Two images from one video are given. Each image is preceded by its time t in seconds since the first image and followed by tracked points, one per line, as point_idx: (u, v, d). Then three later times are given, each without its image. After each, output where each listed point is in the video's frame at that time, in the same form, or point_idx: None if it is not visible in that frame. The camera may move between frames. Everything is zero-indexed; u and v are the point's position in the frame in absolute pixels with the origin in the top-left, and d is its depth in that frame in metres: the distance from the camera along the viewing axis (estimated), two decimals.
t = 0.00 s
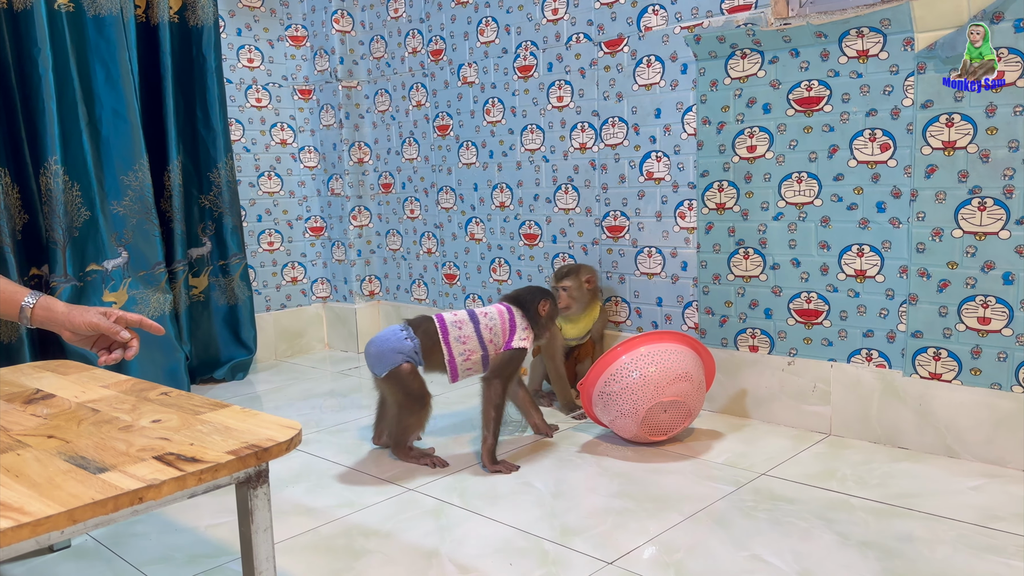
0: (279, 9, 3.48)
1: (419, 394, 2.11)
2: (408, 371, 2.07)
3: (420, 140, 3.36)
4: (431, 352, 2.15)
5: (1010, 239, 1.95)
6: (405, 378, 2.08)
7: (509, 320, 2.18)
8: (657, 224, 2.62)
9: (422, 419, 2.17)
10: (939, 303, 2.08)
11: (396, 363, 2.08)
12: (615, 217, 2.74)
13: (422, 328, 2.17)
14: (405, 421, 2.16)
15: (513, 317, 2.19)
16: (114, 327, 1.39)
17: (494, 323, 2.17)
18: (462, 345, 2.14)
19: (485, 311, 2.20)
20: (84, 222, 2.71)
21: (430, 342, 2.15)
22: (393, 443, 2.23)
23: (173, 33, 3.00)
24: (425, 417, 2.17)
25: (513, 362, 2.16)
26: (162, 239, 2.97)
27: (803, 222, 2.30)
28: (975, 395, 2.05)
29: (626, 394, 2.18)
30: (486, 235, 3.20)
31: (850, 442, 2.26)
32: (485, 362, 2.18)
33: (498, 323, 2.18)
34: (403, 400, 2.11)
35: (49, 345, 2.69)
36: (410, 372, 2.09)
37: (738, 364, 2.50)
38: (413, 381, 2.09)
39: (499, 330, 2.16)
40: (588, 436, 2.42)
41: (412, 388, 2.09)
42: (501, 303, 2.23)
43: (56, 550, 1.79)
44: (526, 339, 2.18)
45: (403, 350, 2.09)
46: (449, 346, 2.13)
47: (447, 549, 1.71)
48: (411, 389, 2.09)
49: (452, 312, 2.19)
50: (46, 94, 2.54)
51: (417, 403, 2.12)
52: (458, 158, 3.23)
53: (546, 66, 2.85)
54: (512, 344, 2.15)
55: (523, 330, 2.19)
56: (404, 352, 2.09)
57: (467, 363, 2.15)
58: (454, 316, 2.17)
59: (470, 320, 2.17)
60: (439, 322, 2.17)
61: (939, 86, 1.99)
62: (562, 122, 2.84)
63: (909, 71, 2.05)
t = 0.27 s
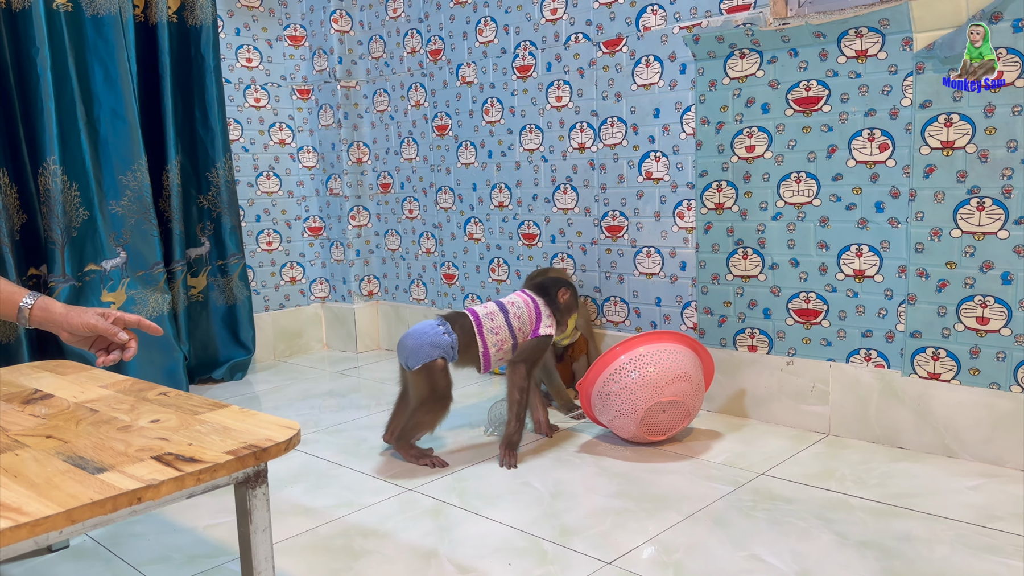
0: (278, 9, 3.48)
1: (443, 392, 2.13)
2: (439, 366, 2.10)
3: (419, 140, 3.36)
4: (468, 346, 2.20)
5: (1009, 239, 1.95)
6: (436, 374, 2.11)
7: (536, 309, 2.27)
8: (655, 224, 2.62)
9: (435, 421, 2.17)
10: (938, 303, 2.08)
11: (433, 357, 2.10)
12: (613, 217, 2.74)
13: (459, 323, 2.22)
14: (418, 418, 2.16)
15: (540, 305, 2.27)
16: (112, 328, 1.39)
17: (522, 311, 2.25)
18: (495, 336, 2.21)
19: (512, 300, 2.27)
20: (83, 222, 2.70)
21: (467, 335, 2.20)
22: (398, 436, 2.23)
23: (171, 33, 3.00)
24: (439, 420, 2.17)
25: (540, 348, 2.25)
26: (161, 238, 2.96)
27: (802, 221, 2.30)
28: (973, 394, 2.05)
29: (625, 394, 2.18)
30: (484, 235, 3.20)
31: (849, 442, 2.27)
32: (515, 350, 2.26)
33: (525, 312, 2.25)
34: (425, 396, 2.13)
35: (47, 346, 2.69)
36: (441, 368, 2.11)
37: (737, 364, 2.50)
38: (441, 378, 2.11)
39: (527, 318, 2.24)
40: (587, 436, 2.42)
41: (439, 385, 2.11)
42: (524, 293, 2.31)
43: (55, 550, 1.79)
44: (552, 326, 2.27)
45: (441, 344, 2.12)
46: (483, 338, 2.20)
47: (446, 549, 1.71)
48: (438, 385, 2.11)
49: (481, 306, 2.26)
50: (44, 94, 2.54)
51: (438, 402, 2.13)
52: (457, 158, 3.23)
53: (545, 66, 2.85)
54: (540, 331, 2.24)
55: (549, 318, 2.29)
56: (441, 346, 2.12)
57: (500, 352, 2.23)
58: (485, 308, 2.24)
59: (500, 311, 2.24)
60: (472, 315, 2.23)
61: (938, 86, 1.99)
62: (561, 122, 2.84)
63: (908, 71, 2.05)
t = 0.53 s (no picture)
0: (277, 9, 3.48)
1: (449, 390, 2.14)
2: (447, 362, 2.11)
3: (418, 140, 3.36)
4: (474, 344, 2.21)
5: (1008, 238, 1.95)
6: (444, 371, 2.12)
7: (540, 309, 2.24)
8: (655, 224, 2.62)
9: (438, 419, 2.18)
10: (937, 302, 2.08)
11: (442, 354, 2.12)
12: (613, 216, 2.74)
13: (468, 320, 2.23)
14: (422, 416, 2.17)
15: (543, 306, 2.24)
16: (110, 330, 1.39)
17: (527, 310, 2.23)
18: (500, 333, 2.21)
19: (519, 297, 2.26)
20: (82, 221, 2.70)
21: (473, 333, 2.20)
22: (399, 434, 2.23)
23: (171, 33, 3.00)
24: (443, 419, 2.18)
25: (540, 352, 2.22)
26: (160, 239, 2.96)
27: (801, 221, 2.30)
28: (972, 394, 2.05)
29: (624, 394, 2.18)
30: (484, 235, 3.20)
31: (848, 442, 2.27)
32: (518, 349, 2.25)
33: (530, 311, 2.24)
34: (431, 394, 2.14)
35: (47, 346, 2.68)
36: (449, 366, 2.13)
37: (736, 364, 2.50)
38: (449, 375, 2.13)
39: (531, 318, 2.23)
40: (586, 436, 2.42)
41: (445, 381, 2.12)
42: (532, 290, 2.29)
43: (54, 550, 1.79)
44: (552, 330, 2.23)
45: (449, 341, 2.14)
46: (488, 335, 2.20)
47: (445, 549, 1.71)
48: (445, 382, 2.13)
49: (488, 303, 2.26)
50: (44, 94, 2.54)
51: (444, 400, 2.14)
52: (456, 157, 3.23)
53: (544, 66, 2.85)
54: (543, 332, 2.22)
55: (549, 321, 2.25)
56: (450, 344, 2.14)
57: (503, 350, 2.23)
58: (492, 305, 2.24)
59: (506, 308, 2.23)
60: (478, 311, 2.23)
61: (937, 86, 2.00)
62: (560, 122, 2.84)
63: (907, 71, 2.06)
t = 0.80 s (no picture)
0: (277, 9, 3.48)
1: (439, 387, 2.13)
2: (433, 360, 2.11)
3: (418, 140, 3.36)
4: (458, 341, 2.24)
5: (1008, 238, 1.95)
6: (431, 368, 2.12)
7: (528, 310, 2.20)
8: (654, 224, 2.62)
9: (432, 417, 2.17)
10: (937, 302, 2.08)
11: (426, 351, 2.13)
12: (612, 216, 2.74)
13: (454, 318, 2.26)
14: (417, 416, 2.17)
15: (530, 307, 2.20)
16: (110, 330, 1.39)
17: (515, 310, 2.21)
18: (484, 332, 2.21)
19: (510, 297, 2.24)
20: (82, 221, 2.70)
21: (456, 329, 2.24)
22: (398, 435, 2.23)
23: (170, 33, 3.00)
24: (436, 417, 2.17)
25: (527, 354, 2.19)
26: (160, 238, 2.96)
27: (801, 222, 2.30)
28: (972, 394, 2.06)
29: (624, 394, 2.18)
30: (483, 235, 3.20)
31: (848, 442, 2.27)
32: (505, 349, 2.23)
33: (518, 311, 2.21)
34: (422, 393, 2.14)
35: (47, 346, 2.69)
36: (437, 364, 2.12)
37: (736, 364, 2.50)
38: (436, 372, 2.12)
39: (518, 319, 2.21)
40: (586, 436, 2.43)
41: (433, 379, 2.12)
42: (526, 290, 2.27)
43: (54, 550, 1.79)
44: (539, 333, 2.19)
45: (432, 338, 2.15)
46: (472, 333, 2.21)
47: (445, 549, 1.71)
48: (433, 380, 2.13)
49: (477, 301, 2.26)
50: (43, 94, 2.54)
51: (434, 398, 2.13)
52: (456, 157, 3.23)
53: (544, 66, 2.85)
54: (528, 335, 2.19)
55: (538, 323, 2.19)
56: (433, 340, 2.15)
57: (487, 349, 2.23)
58: (480, 304, 2.24)
59: (494, 308, 2.22)
60: (466, 310, 2.24)
61: (937, 86, 2.00)
62: (560, 122, 2.84)
63: (906, 71, 2.06)
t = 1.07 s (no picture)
0: (277, 9, 3.48)
1: (413, 382, 2.14)
2: (404, 357, 2.14)
3: (418, 140, 3.36)
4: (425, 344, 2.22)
5: (1008, 238, 1.95)
6: (400, 364, 2.15)
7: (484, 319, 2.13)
8: (654, 224, 2.62)
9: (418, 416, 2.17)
10: (937, 302, 2.08)
11: (392, 348, 2.17)
12: (612, 217, 2.74)
13: (421, 318, 2.24)
14: (400, 416, 2.17)
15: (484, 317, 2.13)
16: (109, 328, 1.39)
17: (475, 318, 2.15)
18: (447, 336, 2.18)
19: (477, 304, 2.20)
20: (82, 222, 2.70)
21: (421, 330, 2.21)
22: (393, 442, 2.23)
23: (170, 33, 3.00)
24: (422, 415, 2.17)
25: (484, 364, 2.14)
26: (160, 239, 2.96)
27: (801, 222, 2.30)
28: (972, 394, 2.06)
29: (624, 394, 2.18)
30: (483, 235, 3.20)
31: (847, 442, 2.27)
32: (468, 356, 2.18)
33: (478, 319, 2.15)
34: (398, 391, 2.16)
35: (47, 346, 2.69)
36: (405, 361, 2.15)
37: (736, 364, 2.50)
38: (408, 368, 2.14)
39: (476, 327, 2.14)
40: (586, 436, 2.43)
41: (406, 375, 2.14)
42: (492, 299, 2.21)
43: (53, 549, 1.79)
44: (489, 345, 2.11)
45: (399, 335, 2.18)
46: (435, 336, 2.19)
47: (445, 549, 1.71)
48: (406, 376, 2.14)
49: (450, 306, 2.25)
50: (43, 93, 2.54)
51: (412, 394, 2.14)
52: (456, 157, 3.23)
53: (544, 66, 2.86)
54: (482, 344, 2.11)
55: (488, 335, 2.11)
56: (399, 337, 2.18)
57: (451, 354, 2.19)
58: (450, 308, 2.23)
59: (459, 313, 2.19)
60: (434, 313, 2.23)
61: (937, 86, 2.00)
62: (560, 122, 2.84)
63: (906, 71, 2.06)
